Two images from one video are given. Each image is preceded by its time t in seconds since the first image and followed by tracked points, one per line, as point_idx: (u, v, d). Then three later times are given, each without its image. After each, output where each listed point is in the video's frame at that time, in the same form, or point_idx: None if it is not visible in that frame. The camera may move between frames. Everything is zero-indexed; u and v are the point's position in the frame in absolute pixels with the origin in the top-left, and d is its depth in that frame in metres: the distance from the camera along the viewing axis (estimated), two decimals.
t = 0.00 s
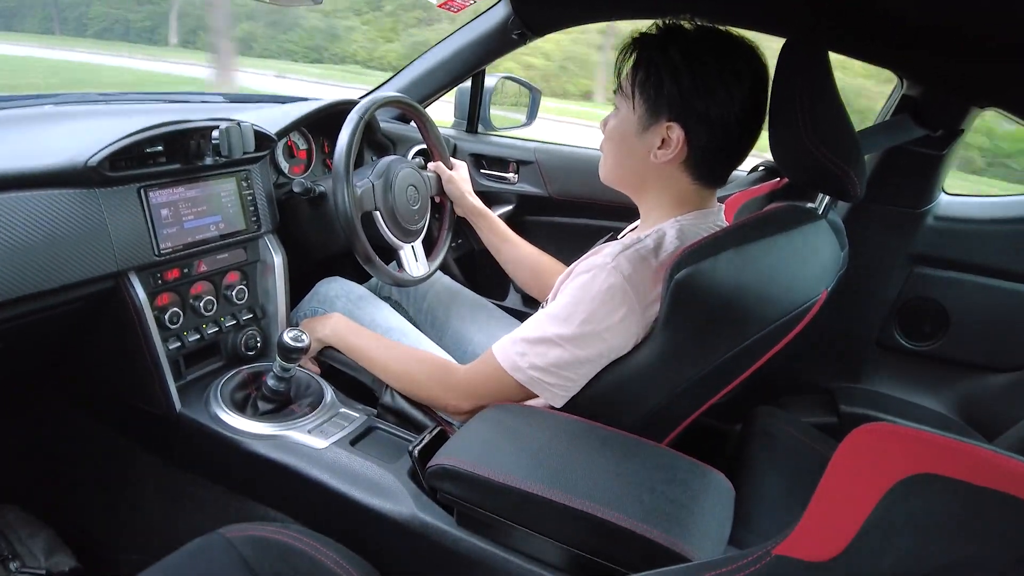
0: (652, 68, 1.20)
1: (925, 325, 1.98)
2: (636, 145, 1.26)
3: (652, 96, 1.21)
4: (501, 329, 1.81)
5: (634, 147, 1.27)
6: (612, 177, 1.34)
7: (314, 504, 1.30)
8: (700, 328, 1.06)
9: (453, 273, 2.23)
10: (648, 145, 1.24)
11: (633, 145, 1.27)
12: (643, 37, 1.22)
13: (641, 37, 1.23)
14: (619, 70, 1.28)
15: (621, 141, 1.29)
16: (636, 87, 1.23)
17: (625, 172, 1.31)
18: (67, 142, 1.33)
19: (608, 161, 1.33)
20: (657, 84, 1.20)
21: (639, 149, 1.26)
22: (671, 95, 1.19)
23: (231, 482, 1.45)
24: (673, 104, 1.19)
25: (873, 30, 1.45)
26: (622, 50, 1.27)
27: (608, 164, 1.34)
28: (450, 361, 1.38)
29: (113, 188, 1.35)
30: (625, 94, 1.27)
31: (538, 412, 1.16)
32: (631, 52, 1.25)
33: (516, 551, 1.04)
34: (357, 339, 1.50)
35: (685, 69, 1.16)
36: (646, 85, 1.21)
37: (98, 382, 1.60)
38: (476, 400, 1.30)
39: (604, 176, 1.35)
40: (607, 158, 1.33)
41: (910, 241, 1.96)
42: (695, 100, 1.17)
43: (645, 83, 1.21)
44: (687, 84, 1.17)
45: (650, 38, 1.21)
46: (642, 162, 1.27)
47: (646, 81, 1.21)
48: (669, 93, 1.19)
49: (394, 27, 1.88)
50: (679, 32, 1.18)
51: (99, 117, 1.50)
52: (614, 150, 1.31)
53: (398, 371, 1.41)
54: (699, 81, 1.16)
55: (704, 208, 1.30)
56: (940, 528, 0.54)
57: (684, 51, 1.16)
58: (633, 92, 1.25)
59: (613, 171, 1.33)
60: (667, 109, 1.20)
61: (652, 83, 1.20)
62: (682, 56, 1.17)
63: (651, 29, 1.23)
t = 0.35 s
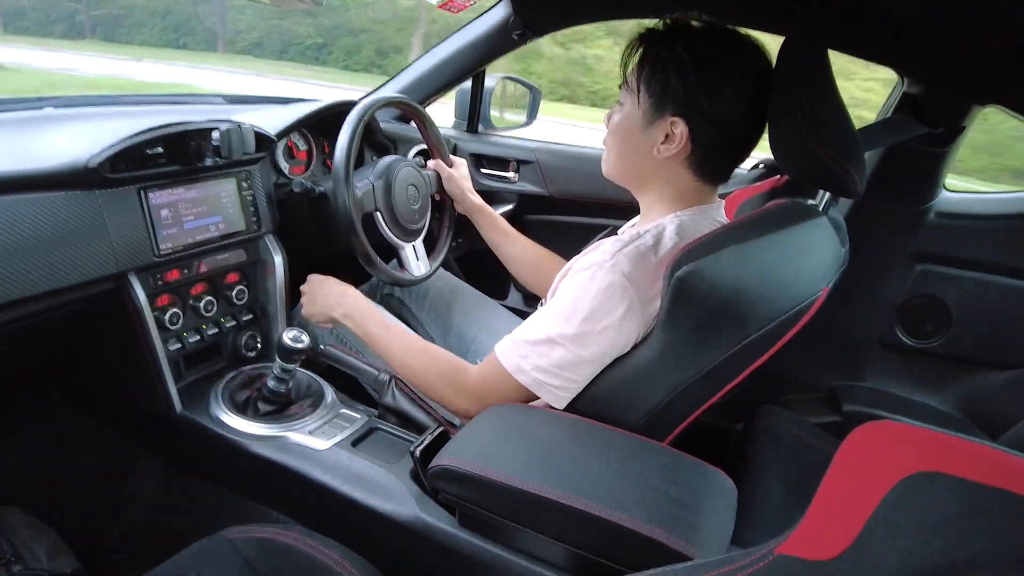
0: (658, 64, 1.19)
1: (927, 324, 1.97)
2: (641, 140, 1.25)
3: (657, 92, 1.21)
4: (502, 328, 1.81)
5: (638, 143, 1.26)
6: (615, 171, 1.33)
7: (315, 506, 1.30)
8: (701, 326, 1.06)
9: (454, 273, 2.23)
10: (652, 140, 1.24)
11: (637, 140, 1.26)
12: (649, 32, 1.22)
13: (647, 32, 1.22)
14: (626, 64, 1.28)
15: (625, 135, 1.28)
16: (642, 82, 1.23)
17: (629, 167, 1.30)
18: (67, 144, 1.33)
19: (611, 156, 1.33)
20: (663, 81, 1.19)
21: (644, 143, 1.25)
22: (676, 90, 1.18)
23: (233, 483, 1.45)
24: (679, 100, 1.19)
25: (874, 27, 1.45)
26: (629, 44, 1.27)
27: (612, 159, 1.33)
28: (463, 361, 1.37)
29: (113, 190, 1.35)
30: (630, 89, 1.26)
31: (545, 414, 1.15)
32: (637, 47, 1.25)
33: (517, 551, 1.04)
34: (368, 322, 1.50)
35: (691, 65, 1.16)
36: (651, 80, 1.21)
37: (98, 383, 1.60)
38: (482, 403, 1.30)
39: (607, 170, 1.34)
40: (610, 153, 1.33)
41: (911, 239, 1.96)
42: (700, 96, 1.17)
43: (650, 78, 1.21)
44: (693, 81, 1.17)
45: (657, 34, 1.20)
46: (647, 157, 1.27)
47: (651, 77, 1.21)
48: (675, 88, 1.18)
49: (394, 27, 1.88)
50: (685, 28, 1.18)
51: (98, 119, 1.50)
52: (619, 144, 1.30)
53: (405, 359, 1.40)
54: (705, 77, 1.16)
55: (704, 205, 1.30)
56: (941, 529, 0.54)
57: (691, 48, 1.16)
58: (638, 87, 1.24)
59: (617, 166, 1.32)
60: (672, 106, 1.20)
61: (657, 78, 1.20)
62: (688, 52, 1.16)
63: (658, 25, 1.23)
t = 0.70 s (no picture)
0: (648, 68, 1.20)
1: (928, 324, 1.98)
2: (631, 144, 1.26)
3: (647, 97, 1.21)
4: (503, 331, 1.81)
5: (628, 147, 1.26)
6: (605, 177, 1.34)
7: (319, 510, 1.30)
8: (699, 328, 1.06)
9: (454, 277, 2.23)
10: (642, 145, 1.24)
11: (627, 145, 1.26)
12: (639, 38, 1.22)
13: (637, 38, 1.23)
14: (617, 70, 1.28)
15: (615, 140, 1.28)
16: (632, 87, 1.23)
17: (620, 171, 1.31)
18: (69, 152, 1.34)
19: (602, 160, 1.33)
20: (653, 85, 1.20)
21: (634, 148, 1.26)
22: (666, 95, 1.19)
23: (235, 488, 1.45)
24: (669, 105, 1.19)
25: (871, 29, 1.46)
26: (620, 49, 1.27)
27: (603, 163, 1.33)
28: (461, 335, 1.35)
29: (114, 197, 1.35)
30: (621, 94, 1.27)
31: (530, 414, 1.16)
32: (628, 52, 1.25)
33: (521, 554, 1.04)
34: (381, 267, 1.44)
35: (680, 69, 1.17)
36: (642, 85, 1.21)
37: (101, 389, 1.61)
38: (466, 376, 1.27)
39: (597, 175, 1.35)
40: (602, 158, 1.33)
41: (911, 240, 1.96)
42: (690, 101, 1.17)
43: (641, 83, 1.21)
44: (682, 85, 1.17)
45: (646, 39, 1.21)
46: (637, 162, 1.27)
47: (642, 82, 1.21)
48: (664, 93, 1.19)
49: (393, 32, 1.89)
50: (674, 33, 1.18)
51: (99, 126, 1.51)
52: (609, 149, 1.30)
53: (408, 309, 1.37)
54: (694, 81, 1.16)
55: (698, 208, 1.30)
56: (943, 528, 0.54)
57: (680, 52, 1.17)
58: (628, 92, 1.25)
59: (607, 170, 1.33)
60: (662, 111, 1.20)
61: (648, 83, 1.20)
62: (676, 56, 1.17)
63: (649, 30, 1.23)
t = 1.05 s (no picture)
0: (652, 66, 1.19)
1: (928, 322, 1.97)
2: (633, 144, 1.25)
3: (650, 95, 1.20)
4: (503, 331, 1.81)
5: (631, 146, 1.26)
6: (607, 175, 1.33)
7: (318, 511, 1.30)
8: (699, 327, 1.06)
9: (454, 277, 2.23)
10: (645, 144, 1.24)
11: (630, 144, 1.26)
12: (644, 36, 1.21)
13: (641, 36, 1.22)
14: (620, 67, 1.28)
15: (617, 139, 1.28)
16: (636, 85, 1.22)
17: (621, 170, 1.30)
18: (69, 153, 1.34)
19: (604, 159, 1.32)
20: (656, 84, 1.19)
21: (636, 147, 1.25)
22: (669, 93, 1.18)
23: (235, 489, 1.45)
24: (672, 104, 1.19)
25: (871, 27, 1.45)
26: (624, 46, 1.26)
27: (604, 161, 1.33)
28: (460, 333, 1.35)
29: (113, 198, 1.35)
30: (623, 92, 1.26)
31: (532, 414, 1.16)
32: (631, 50, 1.24)
33: (521, 555, 1.04)
34: (379, 266, 1.44)
35: (684, 68, 1.16)
36: (645, 83, 1.21)
37: (101, 390, 1.61)
38: (465, 375, 1.28)
39: (599, 173, 1.34)
40: (603, 156, 1.32)
41: (911, 238, 1.96)
42: (693, 99, 1.17)
43: (644, 81, 1.21)
44: (686, 84, 1.17)
45: (650, 37, 1.20)
46: (639, 161, 1.26)
47: (645, 80, 1.21)
48: (667, 92, 1.18)
49: (392, 31, 1.88)
50: (678, 32, 1.18)
51: (98, 126, 1.51)
52: (611, 147, 1.30)
53: (406, 306, 1.37)
54: (698, 80, 1.15)
55: (698, 208, 1.30)
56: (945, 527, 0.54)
57: (684, 51, 1.16)
58: (632, 90, 1.24)
59: (609, 168, 1.32)
60: (665, 110, 1.19)
61: (652, 82, 1.20)
62: (680, 54, 1.16)
63: (652, 28, 1.22)
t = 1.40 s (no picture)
0: (649, 80, 1.19)
1: (927, 331, 1.97)
2: (632, 158, 1.25)
3: (648, 110, 1.20)
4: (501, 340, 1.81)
5: (629, 160, 1.26)
6: (604, 187, 1.33)
7: (316, 522, 1.29)
8: (698, 336, 1.06)
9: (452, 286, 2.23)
10: (643, 159, 1.24)
11: (628, 157, 1.26)
12: (641, 49, 1.21)
13: (638, 49, 1.22)
14: (616, 80, 1.27)
15: (615, 152, 1.28)
16: (633, 99, 1.22)
17: (619, 183, 1.30)
18: (66, 162, 1.33)
19: (601, 171, 1.32)
20: (654, 98, 1.19)
21: (634, 162, 1.25)
22: (667, 108, 1.18)
23: (232, 499, 1.44)
24: (670, 119, 1.19)
25: (868, 36, 1.46)
26: (621, 59, 1.26)
27: (602, 173, 1.32)
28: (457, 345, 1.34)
29: (110, 207, 1.35)
30: (620, 105, 1.26)
31: (529, 424, 1.16)
32: (628, 63, 1.24)
33: (519, 566, 1.04)
34: (376, 278, 1.44)
35: (682, 83, 1.16)
36: (643, 97, 1.21)
37: (97, 400, 1.60)
38: (460, 389, 1.27)
39: (596, 184, 1.34)
40: (600, 167, 1.32)
41: (909, 247, 1.96)
42: (691, 113, 1.17)
43: (642, 95, 1.21)
44: (684, 98, 1.17)
45: (648, 51, 1.20)
46: (638, 176, 1.27)
47: (643, 94, 1.20)
48: (665, 107, 1.18)
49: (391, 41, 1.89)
50: (676, 45, 1.18)
51: (96, 136, 1.51)
52: (609, 160, 1.30)
53: (404, 318, 1.37)
54: (696, 95, 1.16)
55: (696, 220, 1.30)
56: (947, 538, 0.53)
57: (682, 65, 1.16)
58: (629, 104, 1.24)
59: (606, 181, 1.32)
60: (663, 125, 1.20)
61: (649, 96, 1.20)
62: (678, 69, 1.16)
63: (649, 40, 1.22)
